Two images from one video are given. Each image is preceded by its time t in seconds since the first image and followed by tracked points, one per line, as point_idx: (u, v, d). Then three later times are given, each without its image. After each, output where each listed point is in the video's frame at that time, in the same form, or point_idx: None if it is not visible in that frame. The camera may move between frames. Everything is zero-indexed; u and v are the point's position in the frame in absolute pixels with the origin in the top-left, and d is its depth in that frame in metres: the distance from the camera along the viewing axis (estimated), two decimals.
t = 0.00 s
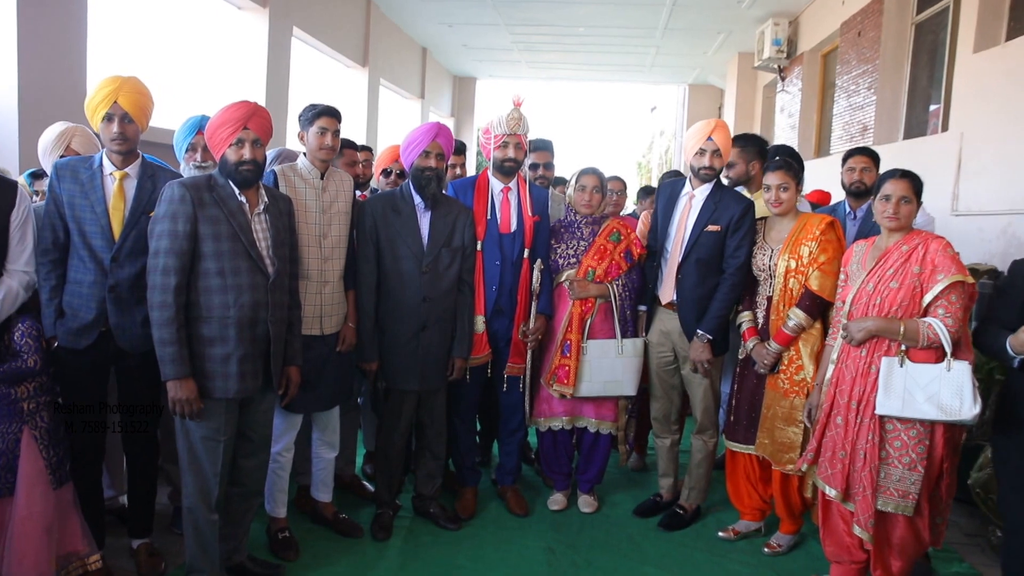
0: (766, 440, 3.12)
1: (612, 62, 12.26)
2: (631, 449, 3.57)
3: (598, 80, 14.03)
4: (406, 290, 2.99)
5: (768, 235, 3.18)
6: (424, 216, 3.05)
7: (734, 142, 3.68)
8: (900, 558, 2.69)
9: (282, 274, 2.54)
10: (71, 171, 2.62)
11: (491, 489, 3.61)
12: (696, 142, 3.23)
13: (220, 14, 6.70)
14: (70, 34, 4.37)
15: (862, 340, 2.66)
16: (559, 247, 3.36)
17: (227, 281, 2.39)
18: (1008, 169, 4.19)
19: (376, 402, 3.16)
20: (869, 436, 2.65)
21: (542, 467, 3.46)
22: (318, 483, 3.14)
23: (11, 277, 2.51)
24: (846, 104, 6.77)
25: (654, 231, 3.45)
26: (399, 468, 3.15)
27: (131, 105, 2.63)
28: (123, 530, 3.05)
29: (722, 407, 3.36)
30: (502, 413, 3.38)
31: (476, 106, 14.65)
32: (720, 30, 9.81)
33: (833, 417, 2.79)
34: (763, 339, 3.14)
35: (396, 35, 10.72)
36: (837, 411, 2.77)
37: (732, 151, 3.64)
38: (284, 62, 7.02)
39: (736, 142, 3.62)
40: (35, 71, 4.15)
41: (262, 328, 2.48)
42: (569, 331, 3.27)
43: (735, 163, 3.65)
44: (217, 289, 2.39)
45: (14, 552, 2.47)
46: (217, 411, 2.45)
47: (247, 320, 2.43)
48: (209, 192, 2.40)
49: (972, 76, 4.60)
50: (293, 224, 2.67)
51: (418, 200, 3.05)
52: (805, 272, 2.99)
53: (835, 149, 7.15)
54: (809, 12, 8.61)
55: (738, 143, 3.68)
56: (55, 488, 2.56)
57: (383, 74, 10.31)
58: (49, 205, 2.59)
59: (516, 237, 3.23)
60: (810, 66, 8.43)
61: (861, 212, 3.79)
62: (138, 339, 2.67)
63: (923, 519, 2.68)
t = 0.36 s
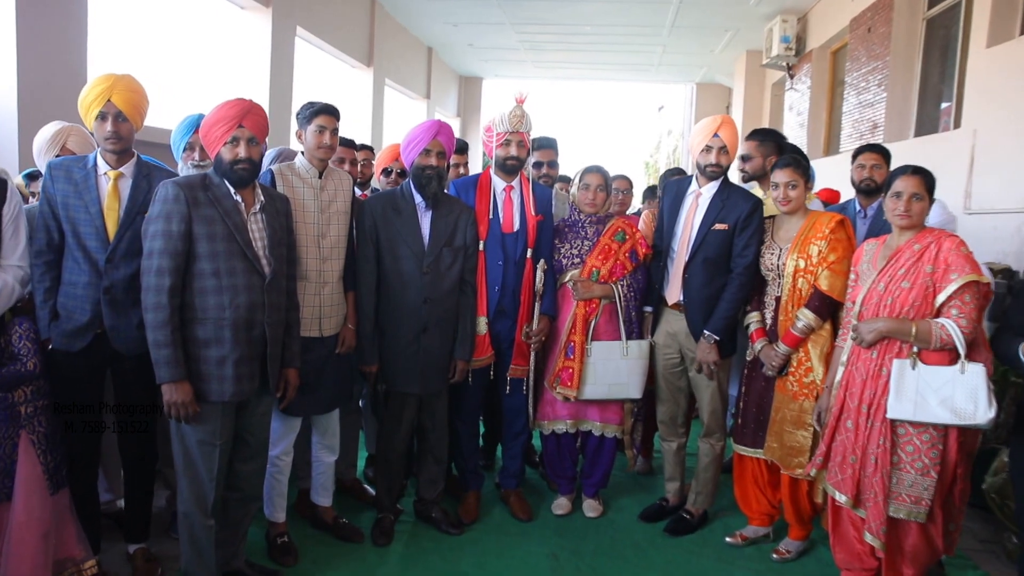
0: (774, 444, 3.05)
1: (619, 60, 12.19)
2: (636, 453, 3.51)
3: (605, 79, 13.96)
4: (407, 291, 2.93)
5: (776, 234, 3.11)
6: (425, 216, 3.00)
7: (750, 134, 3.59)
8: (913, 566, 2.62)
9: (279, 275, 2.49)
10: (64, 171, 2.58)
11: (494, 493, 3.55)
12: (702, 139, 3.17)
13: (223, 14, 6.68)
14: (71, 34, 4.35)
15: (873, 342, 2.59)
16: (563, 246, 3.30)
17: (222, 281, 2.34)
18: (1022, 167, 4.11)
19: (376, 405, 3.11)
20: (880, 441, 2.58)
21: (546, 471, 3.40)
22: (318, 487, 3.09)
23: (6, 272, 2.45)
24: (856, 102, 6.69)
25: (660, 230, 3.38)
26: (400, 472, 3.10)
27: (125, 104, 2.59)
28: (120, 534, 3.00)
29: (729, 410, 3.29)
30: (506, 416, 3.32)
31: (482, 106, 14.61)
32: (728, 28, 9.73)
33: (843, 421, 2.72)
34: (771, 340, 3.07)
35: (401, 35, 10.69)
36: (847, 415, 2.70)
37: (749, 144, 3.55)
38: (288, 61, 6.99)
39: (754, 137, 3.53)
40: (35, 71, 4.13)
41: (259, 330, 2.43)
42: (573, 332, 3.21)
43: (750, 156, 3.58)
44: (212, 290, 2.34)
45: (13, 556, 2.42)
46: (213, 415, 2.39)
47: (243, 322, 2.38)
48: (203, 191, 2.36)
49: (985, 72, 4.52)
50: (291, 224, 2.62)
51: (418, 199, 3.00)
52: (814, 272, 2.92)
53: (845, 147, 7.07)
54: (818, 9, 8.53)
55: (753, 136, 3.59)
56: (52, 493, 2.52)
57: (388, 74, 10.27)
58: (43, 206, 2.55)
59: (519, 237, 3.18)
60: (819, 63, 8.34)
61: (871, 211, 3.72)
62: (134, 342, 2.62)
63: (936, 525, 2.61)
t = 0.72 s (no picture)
0: (785, 452, 2.96)
1: (629, 63, 12.11)
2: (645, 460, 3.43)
3: (615, 82, 13.89)
4: (408, 294, 2.88)
5: (787, 236, 3.03)
6: (426, 218, 2.94)
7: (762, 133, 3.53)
8: None
9: (276, 277, 2.43)
10: (59, 172, 2.54)
11: (499, 500, 3.48)
12: (710, 139, 3.09)
13: (230, 18, 6.67)
14: (75, 37, 4.33)
15: (886, 347, 2.51)
16: (568, 249, 3.24)
17: (216, 285, 2.29)
18: None
19: (377, 411, 3.05)
20: (893, 449, 2.50)
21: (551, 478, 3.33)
22: (318, 494, 3.03)
23: None
24: (869, 102, 6.59)
25: (667, 233, 3.30)
26: (401, 478, 3.04)
27: (119, 103, 2.55)
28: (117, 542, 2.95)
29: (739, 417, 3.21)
30: (510, 422, 3.26)
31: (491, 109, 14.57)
32: (738, 29, 9.64)
33: (855, 429, 2.64)
34: (782, 345, 2.98)
35: (410, 38, 10.67)
36: (859, 422, 2.62)
37: (761, 143, 3.48)
38: (294, 64, 6.98)
39: (768, 136, 3.45)
40: (39, 75, 4.12)
41: (254, 334, 2.37)
42: (578, 337, 3.14)
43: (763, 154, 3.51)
44: (207, 294, 2.29)
45: (7, 565, 2.38)
46: (207, 421, 2.34)
47: (239, 325, 2.32)
48: (198, 193, 2.31)
49: (1003, 70, 4.42)
50: (289, 226, 2.56)
51: (420, 201, 2.94)
52: (826, 274, 2.84)
53: (858, 149, 6.96)
54: (830, 9, 8.43)
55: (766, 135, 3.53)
56: (47, 501, 2.48)
57: (396, 77, 10.25)
58: (38, 208, 2.52)
59: (523, 239, 3.11)
60: (830, 64, 8.24)
61: (885, 212, 3.63)
62: (130, 347, 2.57)
63: (954, 537, 2.51)
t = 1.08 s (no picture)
0: (800, 466, 2.86)
1: (641, 67, 12.03)
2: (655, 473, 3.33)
3: (627, 86, 13.81)
4: (409, 301, 2.80)
5: (801, 241, 2.93)
6: (429, 223, 2.87)
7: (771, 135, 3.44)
8: None
9: (273, 284, 2.37)
10: (55, 176, 2.50)
11: (505, 513, 3.39)
12: (718, 141, 2.99)
13: (240, 23, 6.65)
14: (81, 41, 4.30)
15: (902, 357, 2.41)
16: (575, 256, 3.16)
17: (210, 291, 2.23)
18: None
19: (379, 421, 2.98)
20: (911, 465, 2.40)
21: (558, 491, 3.24)
22: (319, 506, 2.96)
23: None
24: (885, 105, 6.47)
25: (676, 238, 3.20)
26: (404, 490, 2.96)
27: (116, 106, 2.50)
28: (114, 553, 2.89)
29: (752, 428, 3.11)
30: (516, 432, 3.17)
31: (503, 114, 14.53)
32: (751, 32, 9.54)
33: (871, 442, 2.54)
34: (796, 354, 2.88)
35: (421, 43, 10.64)
36: (875, 436, 2.52)
37: (770, 145, 3.39)
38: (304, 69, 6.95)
39: (777, 138, 3.36)
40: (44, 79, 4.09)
41: (249, 342, 2.30)
42: (584, 346, 3.05)
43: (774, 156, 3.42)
44: (200, 301, 2.23)
45: None
46: (201, 432, 2.27)
47: (233, 333, 2.26)
48: (192, 197, 2.26)
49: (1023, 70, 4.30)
50: (287, 232, 2.50)
51: (422, 206, 2.87)
52: (841, 281, 2.74)
53: (873, 152, 6.84)
54: (845, 11, 8.31)
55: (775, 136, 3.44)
56: (40, 513, 2.42)
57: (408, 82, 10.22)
58: (33, 213, 2.47)
59: (528, 245, 3.03)
60: (845, 67, 8.12)
61: (902, 216, 3.53)
62: (125, 354, 2.51)
63: (977, 558, 2.40)
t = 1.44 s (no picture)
0: (815, 481, 2.75)
1: (657, 73, 11.94)
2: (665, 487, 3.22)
3: (643, 93, 13.72)
4: (411, 310, 2.73)
5: (817, 247, 2.82)
6: (431, 229, 2.80)
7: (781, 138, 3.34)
8: None
9: (268, 292, 2.31)
10: (51, 182, 2.45)
11: (510, 526, 3.31)
12: (728, 144, 2.91)
13: (253, 31, 6.65)
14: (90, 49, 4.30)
15: (921, 369, 2.31)
16: (583, 262, 3.07)
17: (204, 299, 2.17)
18: None
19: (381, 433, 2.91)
20: (931, 482, 2.29)
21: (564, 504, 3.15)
22: (318, 518, 2.88)
23: None
24: (905, 109, 6.33)
25: (687, 244, 3.11)
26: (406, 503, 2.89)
27: (113, 111, 2.45)
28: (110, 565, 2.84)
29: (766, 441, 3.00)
30: (522, 444, 3.08)
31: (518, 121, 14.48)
32: (768, 37, 9.42)
33: (888, 457, 2.43)
34: (812, 364, 2.77)
35: (435, 50, 10.63)
36: (892, 450, 2.42)
37: (779, 149, 3.30)
38: (316, 77, 6.94)
39: (787, 142, 3.26)
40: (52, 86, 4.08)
41: (243, 351, 2.24)
42: (591, 356, 2.96)
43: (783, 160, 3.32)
44: (194, 309, 2.17)
45: None
46: (194, 443, 2.21)
47: (228, 342, 2.20)
48: (186, 203, 2.21)
49: None
50: (284, 238, 2.44)
51: (425, 212, 2.80)
52: (859, 289, 2.63)
53: (893, 158, 6.71)
54: (864, 15, 8.18)
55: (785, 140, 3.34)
56: (32, 524, 2.36)
57: (422, 89, 10.20)
58: (28, 219, 2.42)
59: (534, 252, 2.96)
60: (864, 71, 7.97)
61: (921, 221, 3.42)
62: (120, 363, 2.46)
63: None
